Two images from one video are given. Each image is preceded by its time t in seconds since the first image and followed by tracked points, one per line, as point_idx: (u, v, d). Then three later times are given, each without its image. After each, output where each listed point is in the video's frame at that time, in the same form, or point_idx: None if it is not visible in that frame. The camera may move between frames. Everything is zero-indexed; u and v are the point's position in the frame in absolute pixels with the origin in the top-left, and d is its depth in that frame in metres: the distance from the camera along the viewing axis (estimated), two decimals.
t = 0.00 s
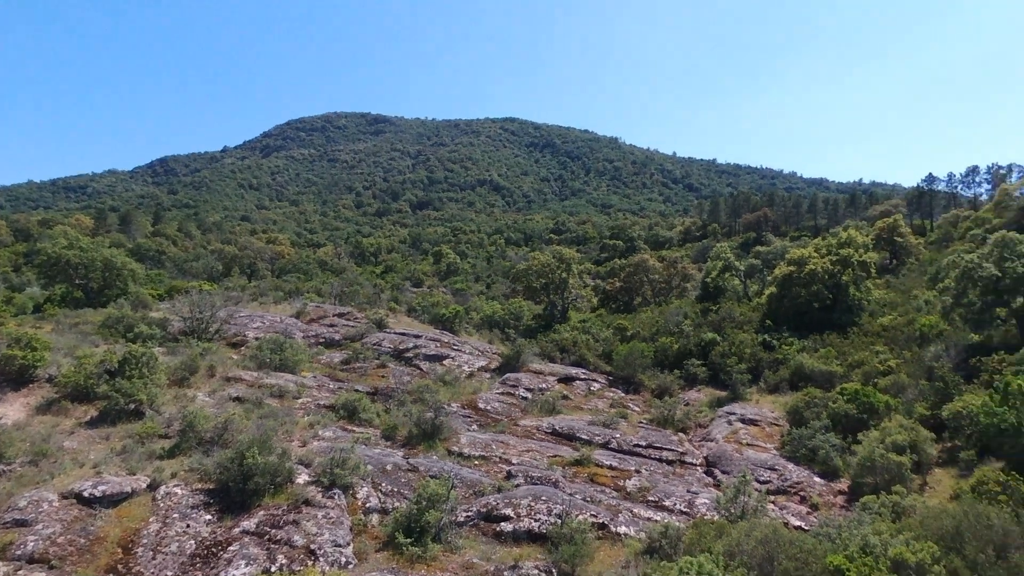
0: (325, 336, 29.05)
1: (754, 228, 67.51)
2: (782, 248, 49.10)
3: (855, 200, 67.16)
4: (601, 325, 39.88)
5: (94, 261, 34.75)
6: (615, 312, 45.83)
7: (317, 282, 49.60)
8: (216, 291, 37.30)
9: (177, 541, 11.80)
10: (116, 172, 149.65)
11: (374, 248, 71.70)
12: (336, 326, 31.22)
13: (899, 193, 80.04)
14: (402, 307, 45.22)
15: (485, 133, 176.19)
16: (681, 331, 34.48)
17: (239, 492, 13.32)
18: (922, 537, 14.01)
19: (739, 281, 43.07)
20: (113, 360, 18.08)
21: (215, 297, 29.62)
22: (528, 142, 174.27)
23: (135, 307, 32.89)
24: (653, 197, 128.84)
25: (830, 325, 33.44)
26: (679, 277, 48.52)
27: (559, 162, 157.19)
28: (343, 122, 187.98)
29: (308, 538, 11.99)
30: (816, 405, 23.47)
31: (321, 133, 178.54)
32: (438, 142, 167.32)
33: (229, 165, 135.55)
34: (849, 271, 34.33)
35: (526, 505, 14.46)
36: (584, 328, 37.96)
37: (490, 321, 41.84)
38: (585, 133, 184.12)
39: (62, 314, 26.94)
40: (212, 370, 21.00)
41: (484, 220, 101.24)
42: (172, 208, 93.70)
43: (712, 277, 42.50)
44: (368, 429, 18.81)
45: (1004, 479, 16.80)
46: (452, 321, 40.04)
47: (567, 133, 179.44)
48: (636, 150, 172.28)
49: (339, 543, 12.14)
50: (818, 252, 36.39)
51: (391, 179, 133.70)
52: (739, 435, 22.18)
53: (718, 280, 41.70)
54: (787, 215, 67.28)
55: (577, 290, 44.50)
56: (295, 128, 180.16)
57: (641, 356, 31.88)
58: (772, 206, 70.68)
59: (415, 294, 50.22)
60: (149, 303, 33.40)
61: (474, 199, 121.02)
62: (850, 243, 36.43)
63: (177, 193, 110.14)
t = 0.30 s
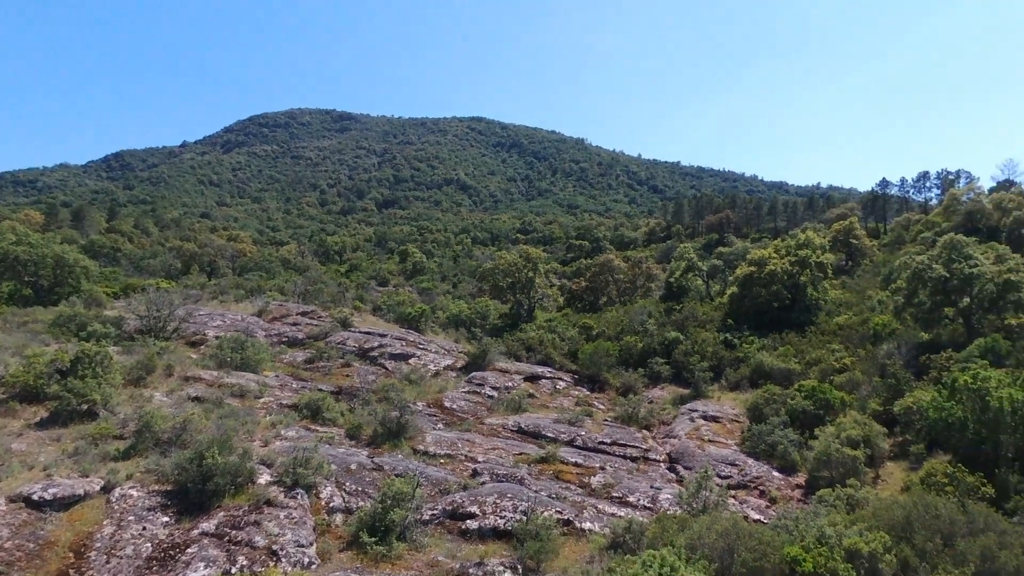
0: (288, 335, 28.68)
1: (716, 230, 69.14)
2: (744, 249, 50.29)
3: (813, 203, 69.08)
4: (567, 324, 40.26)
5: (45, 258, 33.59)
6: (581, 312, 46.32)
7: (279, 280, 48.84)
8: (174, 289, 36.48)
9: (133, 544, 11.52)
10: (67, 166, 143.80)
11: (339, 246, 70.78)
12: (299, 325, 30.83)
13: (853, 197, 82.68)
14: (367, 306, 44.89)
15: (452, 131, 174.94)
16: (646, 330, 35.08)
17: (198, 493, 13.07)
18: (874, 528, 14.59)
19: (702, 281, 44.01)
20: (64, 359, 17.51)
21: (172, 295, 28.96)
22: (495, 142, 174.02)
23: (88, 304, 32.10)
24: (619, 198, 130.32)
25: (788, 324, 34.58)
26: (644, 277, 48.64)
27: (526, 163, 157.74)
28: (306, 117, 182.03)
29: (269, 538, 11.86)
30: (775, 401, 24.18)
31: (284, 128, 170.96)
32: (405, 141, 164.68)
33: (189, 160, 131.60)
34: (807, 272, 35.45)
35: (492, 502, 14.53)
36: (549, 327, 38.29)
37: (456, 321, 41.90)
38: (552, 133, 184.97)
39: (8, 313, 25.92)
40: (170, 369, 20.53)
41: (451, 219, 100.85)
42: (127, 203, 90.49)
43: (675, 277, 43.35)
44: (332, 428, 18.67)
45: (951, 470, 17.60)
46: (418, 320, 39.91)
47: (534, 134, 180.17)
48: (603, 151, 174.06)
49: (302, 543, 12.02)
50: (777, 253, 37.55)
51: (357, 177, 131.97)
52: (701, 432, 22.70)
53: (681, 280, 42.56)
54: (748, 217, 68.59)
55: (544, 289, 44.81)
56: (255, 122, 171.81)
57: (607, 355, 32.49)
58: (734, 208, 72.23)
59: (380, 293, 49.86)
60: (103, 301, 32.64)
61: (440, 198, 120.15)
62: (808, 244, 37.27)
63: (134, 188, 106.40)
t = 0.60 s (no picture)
0: (248, 334, 28.26)
1: (680, 232, 70.27)
2: (706, 250, 51.40)
3: (772, 206, 70.91)
4: (532, 324, 40.53)
5: None
6: (546, 311, 46.70)
7: (240, 279, 47.87)
8: (129, 287, 35.54)
9: (84, 548, 11.20)
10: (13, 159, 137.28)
11: (302, 245, 69.68)
12: (260, 324, 30.37)
13: (809, 200, 85.30)
14: (330, 305, 44.45)
15: (418, 130, 173.41)
16: (610, 330, 35.60)
17: (153, 495, 12.79)
18: (829, 520, 15.12)
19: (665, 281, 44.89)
20: (10, 359, 16.86)
21: (127, 293, 28.21)
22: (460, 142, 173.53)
23: (37, 303, 31.14)
24: (584, 199, 131.62)
25: (749, 323, 35.55)
26: (608, 277, 49.46)
27: (493, 163, 157.89)
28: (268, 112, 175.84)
29: (228, 540, 11.69)
30: (735, 399, 24.82)
31: (246, 124, 164.16)
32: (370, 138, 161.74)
33: (145, 154, 127.26)
34: (766, 273, 36.45)
35: (456, 500, 14.55)
36: (515, 326, 38.53)
37: (422, 320, 41.85)
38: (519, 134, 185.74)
39: None
40: (124, 369, 19.99)
41: (417, 218, 100.16)
42: (79, 198, 87.01)
43: (639, 277, 44.08)
44: (293, 428, 18.49)
45: (900, 463, 18.37)
46: (383, 320, 39.76)
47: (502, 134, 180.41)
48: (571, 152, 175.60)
49: (262, 544, 11.87)
50: (737, 254, 38.56)
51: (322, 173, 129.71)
52: (663, 429, 23.19)
53: (645, 281, 43.32)
54: (710, 219, 69.76)
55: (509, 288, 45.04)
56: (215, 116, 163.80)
57: (571, 354, 32.82)
58: (696, 210, 73.67)
59: (344, 292, 49.38)
60: (53, 301, 31.71)
61: (406, 197, 119.11)
62: (768, 246, 38.75)
63: (87, 182, 102.30)
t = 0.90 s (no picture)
0: (209, 333, 27.75)
1: (645, 233, 70.51)
2: (670, 250, 52.35)
3: (734, 207, 72.50)
4: (499, 322, 40.73)
5: None
6: (512, 310, 46.99)
7: (199, 276, 46.87)
8: (82, 285, 34.48)
9: (33, 552, 10.82)
10: None
11: (264, 242, 68.36)
12: (221, 322, 29.83)
13: (768, 203, 87.58)
14: (294, 303, 43.92)
15: (384, 129, 170.84)
16: (576, 328, 36.02)
17: (107, 497, 12.51)
18: (788, 511, 15.65)
19: (631, 280, 45.63)
20: None
21: (79, 291, 27.39)
22: (427, 140, 172.30)
23: None
24: (550, 199, 132.31)
25: (711, 321, 36.41)
26: (574, 276, 50.04)
27: (460, 161, 157.21)
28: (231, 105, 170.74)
29: (187, 541, 11.51)
30: (698, 395, 25.44)
31: (206, 118, 155.33)
32: (333, 137, 157.47)
33: (100, 147, 122.51)
34: (728, 272, 37.39)
35: (421, 498, 14.59)
36: (481, 325, 38.72)
37: (388, 318, 41.80)
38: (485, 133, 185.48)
39: None
40: (77, 368, 19.44)
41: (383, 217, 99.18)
42: (28, 190, 83.33)
43: (605, 276, 44.67)
44: (255, 427, 18.31)
45: (855, 456, 19.08)
46: (347, 318, 39.83)
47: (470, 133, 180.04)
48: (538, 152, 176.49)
49: (222, 545, 11.74)
50: (701, 253, 39.45)
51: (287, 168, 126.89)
52: (628, 426, 23.61)
53: (611, 280, 43.94)
54: (675, 220, 70.79)
55: (475, 287, 45.23)
56: (173, 109, 156.68)
57: (537, 352, 33.17)
58: (661, 211, 74.88)
59: (308, 290, 48.79)
60: None
61: (372, 195, 117.64)
62: (729, 246, 39.87)
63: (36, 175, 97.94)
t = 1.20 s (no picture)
0: (166, 330, 27.10)
1: (610, 232, 71.73)
2: (634, 249, 53.25)
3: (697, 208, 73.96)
4: (465, 320, 40.90)
5: None
6: (478, 309, 47.19)
7: (157, 273, 45.68)
8: (30, 281, 33.27)
9: None
10: None
11: (225, 239, 66.78)
12: (179, 319, 29.15)
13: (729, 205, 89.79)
14: (255, 301, 43.25)
15: (348, 126, 168.25)
16: (542, 326, 36.47)
17: (58, 496, 12.14)
18: (747, 502, 16.17)
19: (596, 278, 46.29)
20: None
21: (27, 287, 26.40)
22: (393, 137, 170.61)
23: None
24: (517, 199, 132.87)
25: (675, 319, 37.22)
26: (540, 275, 50.47)
27: (427, 160, 156.18)
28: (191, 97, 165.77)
29: (142, 540, 11.28)
30: (660, 391, 26.04)
31: (165, 111, 149.84)
32: (297, 132, 153.92)
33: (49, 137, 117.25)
34: (691, 271, 38.27)
35: (386, 494, 14.60)
36: (447, 323, 38.83)
37: (352, 316, 41.89)
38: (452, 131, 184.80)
39: None
40: (26, 366, 18.77)
41: (348, 215, 97.91)
42: None
43: (571, 275, 45.21)
44: (215, 426, 18.06)
45: (811, 448, 19.82)
46: (311, 315, 39.87)
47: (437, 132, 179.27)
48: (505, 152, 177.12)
49: (179, 543, 11.55)
50: (664, 252, 40.28)
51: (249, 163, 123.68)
52: (593, 421, 24.04)
53: (577, 278, 44.52)
54: (639, 220, 71.91)
55: (441, 285, 45.48)
56: (128, 100, 151.09)
57: (502, 350, 33.47)
58: (626, 211, 75.98)
59: (271, 288, 48.05)
60: None
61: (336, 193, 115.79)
62: (692, 245, 40.89)
63: None
